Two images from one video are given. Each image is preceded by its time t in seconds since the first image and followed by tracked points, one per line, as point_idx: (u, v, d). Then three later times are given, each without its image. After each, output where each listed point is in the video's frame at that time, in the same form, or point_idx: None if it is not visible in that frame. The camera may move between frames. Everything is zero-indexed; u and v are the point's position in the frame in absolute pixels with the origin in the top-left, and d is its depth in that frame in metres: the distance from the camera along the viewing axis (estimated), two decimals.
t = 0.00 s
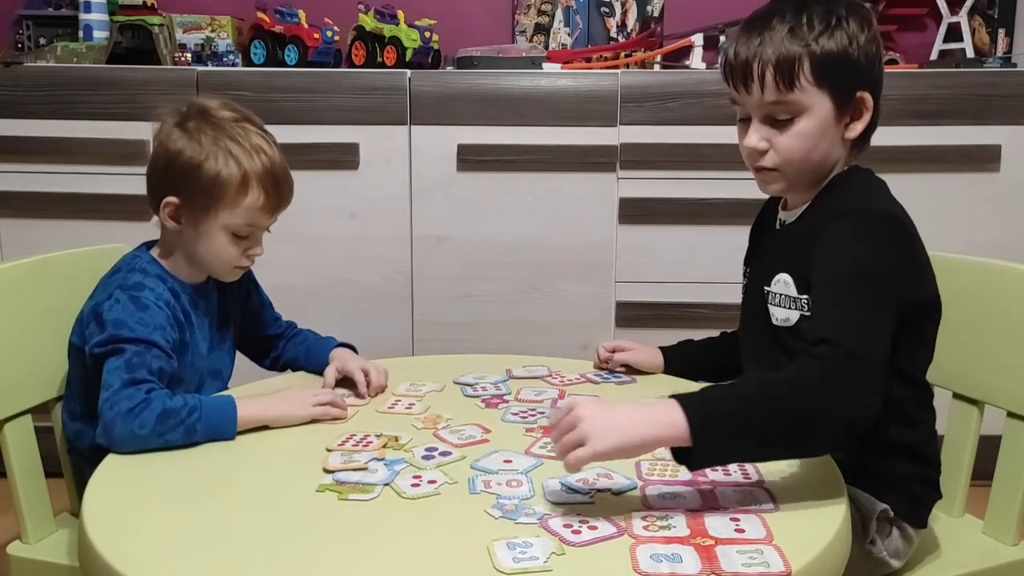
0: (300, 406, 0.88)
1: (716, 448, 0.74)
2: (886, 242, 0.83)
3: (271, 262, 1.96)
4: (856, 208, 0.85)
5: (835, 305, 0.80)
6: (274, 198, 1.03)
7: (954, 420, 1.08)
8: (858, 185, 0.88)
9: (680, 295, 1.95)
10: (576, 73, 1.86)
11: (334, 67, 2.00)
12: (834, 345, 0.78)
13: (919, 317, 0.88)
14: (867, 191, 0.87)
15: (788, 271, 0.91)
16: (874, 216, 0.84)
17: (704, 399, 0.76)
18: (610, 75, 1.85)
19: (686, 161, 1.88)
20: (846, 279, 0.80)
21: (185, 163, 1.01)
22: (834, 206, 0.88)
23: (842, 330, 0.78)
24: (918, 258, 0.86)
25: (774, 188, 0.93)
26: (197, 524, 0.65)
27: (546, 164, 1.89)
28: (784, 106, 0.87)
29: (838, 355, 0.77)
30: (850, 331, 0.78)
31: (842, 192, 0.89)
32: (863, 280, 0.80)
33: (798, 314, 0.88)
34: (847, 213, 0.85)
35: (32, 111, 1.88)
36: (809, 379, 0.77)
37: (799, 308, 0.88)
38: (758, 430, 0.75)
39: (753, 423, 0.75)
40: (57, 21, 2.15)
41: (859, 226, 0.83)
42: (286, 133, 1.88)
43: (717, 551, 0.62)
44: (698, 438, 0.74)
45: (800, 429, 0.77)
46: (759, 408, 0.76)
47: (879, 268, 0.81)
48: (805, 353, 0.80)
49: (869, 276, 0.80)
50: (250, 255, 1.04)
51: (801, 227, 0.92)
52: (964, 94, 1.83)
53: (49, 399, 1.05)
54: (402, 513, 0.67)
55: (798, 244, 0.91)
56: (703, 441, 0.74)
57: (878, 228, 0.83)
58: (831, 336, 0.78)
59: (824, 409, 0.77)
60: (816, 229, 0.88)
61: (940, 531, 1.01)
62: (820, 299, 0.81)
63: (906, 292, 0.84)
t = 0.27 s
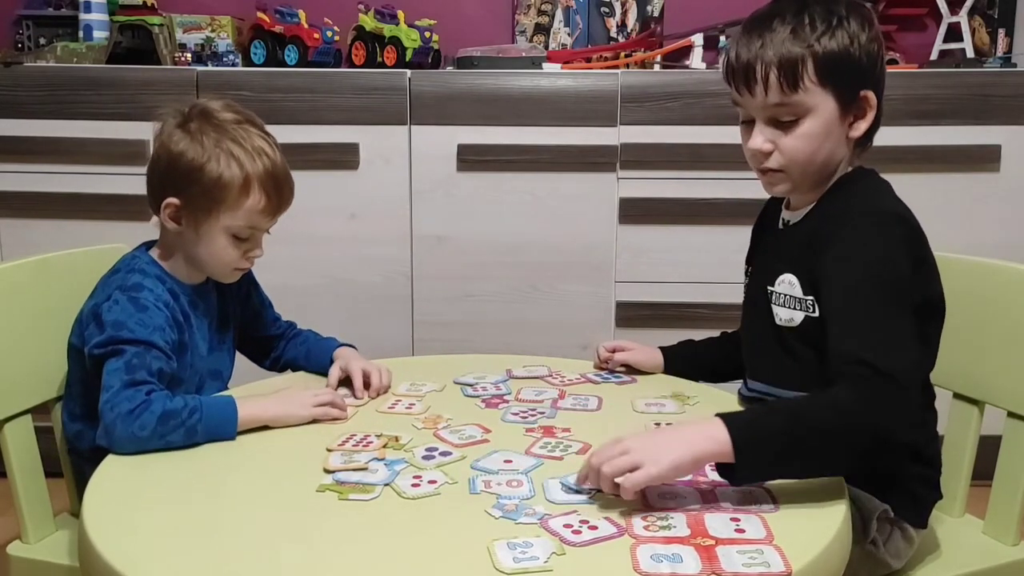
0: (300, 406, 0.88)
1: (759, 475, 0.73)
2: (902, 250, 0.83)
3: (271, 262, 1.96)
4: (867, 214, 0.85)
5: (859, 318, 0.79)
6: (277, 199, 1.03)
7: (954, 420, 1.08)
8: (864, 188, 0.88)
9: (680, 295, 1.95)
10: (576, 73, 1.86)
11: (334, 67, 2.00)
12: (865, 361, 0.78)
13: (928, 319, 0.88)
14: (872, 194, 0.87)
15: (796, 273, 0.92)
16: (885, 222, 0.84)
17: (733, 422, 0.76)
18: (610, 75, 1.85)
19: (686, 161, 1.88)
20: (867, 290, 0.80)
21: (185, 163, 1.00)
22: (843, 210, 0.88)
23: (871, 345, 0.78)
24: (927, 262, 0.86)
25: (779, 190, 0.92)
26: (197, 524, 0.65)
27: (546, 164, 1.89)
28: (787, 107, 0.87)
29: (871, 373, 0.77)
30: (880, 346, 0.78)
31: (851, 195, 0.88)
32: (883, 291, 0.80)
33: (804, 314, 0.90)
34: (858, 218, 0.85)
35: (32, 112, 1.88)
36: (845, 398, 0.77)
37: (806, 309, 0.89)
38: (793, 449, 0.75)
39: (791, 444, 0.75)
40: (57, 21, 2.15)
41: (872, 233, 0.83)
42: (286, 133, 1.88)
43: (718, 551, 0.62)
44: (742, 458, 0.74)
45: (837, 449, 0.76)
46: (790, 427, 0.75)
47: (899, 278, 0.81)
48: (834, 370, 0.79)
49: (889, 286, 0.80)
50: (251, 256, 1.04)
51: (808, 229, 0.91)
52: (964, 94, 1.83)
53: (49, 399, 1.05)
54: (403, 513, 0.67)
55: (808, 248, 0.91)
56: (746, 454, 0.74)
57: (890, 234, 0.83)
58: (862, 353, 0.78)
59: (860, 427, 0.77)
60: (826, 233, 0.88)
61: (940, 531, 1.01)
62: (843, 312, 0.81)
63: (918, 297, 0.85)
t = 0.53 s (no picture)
0: (300, 406, 0.88)
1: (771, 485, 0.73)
2: (909, 254, 0.82)
3: (271, 262, 1.96)
4: (871, 216, 0.85)
5: (867, 324, 0.79)
6: (279, 199, 1.03)
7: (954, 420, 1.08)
8: (868, 189, 0.88)
9: (680, 295, 1.95)
10: (576, 73, 1.86)
11: (334, 67, 2.00)
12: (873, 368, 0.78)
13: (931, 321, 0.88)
14: (875, 195, 0.87)
15: (799, 271, 0.91)
16: (890, 225, 0.84)
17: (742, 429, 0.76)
18: (610, 75, 1.85)
19: (686, 161, 1.88)
20: (874, 295, 0.80)
21: (187, 163, 1.00)
22: (847, 212, 0.87)
23: (880, 352, 0.78)
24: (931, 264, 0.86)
25: (784, 190, 0.92)
26: (197, 524, 0.65)
27: (546, 164, 1.89)
28: (791, 106, 0.87)
29: (881, 380, 0.77)
30: (888, 353, 0.78)
31: (854, 197, 0.88)
32: (891, 296, 0.80)
33: (806, 313, 0.90)
34: (862, 222, 0.85)
35: (32, 112, 1.88)
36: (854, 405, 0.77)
37: (809, 307, 0.89)
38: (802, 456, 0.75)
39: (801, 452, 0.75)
40: (57, 21, 2.15)
41: (878, 237, 0.83)
42: (286, 133, 1.88)
43: (718, 551, 0.62)
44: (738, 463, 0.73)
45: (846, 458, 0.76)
46: (798, 434, 0.76)
47: (906, 283, 0.81)
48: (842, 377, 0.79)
49: (896, 291, 0.80)
50: (251, 256, 1.04)
51: (813, 230, 0.91)
52: (963, 94, 1.83)
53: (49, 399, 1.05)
54: (402, 513, 0.67)
55: (812, 249, 0.90)
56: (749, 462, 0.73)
57: (895, 238, 0.83)
58: (870, 360, 0.78)
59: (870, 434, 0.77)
60: (831, 234, 0.88)
61: (940, 531, 1.01)
62: (850, 317, 0.81)
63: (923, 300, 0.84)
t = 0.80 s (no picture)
0: (301, 405, 0.88)
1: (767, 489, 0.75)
2: (912, 258, 0.82)
3: (271, 262, 1.96)
4: (874, 219, 0.85)
5: (870, 330, 0.79)
6: (280, 199, 1.03)
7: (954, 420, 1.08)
8: (870, 191, 0.88)
9: (680, 295, 1.95)
10: (576, 73, 1.86)
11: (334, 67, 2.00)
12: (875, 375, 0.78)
13: (932, 321, 0.88)
14: (878, 197, 0.87)
15: (800, 272, 0.91)
16: (893, 229, 0.84)
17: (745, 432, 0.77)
18: (610, 75, 1.85)
19: (686, 161, 1.88)
20: (877, 300, 0.80)
21: (186, 161, 1.00)
22: (849, 214, 0.87)
23: (883, 358, 0.78)
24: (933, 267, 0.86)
25: (784, 189, 0.92)
26: (197, 523, 0.65)
27: (546, 164, 1.89)
28: (790, 105, 0.87)
29: (883, 387, 0.78)
30: (891, 359, 0.78)
31: (856, 198, 0.88)
32: (894, 301, 0.80)
33: (807, 313, 0.90)
34: (864, 222, 0.85)
35: (32, 112, 1.88)
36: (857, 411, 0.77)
37: (810, 308, 0.89)
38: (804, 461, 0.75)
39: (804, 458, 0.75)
40: (57, 21, 2.15)
41: (881, 241, 0.83)
42: (286, 133, 1.88)
43: (718, 551, 0.62)
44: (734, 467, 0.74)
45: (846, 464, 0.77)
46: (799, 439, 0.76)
47: (909, 288, 0.81)
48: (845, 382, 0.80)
49: (899, 296, 0.80)
50: (252, 254, 1.04)
51: (815, 231, 0.91)
52: (963, 94, 1.83)
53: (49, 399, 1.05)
54: (403, 513, 0.67)
55: (813, 249, 0.90)
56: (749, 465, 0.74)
57: (898, 242, 0.83)
58: (873, 367, 0.78)
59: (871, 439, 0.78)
60: (832, 235, 0.88)
61: (940, 531, 1.01)
62: (852, 320, 0.81)
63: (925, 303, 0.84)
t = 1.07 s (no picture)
0: (301, 404, 0.88)
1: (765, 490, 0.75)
2: (914, 259, 0.82)
3: (271, 262, 1.96)
4: (874, 220, 0.85)
5: (871, 331, 0.79)
6: (276, 196, 1.03)
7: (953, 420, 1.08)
8: (870, 190, 0.88)
9: (680, 295, 1.95)
10: (576, 73, 1.86)
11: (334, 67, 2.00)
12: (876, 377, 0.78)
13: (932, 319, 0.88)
14: (878, 197, 0.87)
15: (801, 272, 0.91)
16: (893, 228, 0.83)
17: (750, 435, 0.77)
18: (610, 75, 1.85)
19: (686, 161, 1.88)
20: (878, 302, 0.80)
21: (183, 160, 1.00)
22: (850, 215, 0.87)
23: (885, 360, 0.78)
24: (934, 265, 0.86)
25: (786, 189, 0.92)
26: (197, 523, 0.65)
27: (546, 164, 1.89)
28: (790, 104, 0.87)
29: (886, 389, 0.78)
30: (892, 361, 0.78)
31: (856, 198, 0.88)
32: (895, 301, 0.80)
33: (809, 313, 0.90)
34: (866, 223, 0.85)
35: (32, 112, 1.88)
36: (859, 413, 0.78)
37: (811, 308, 0.89)
38: (807, 461, 0.75)
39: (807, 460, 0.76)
40: (57, 21, 2.15)
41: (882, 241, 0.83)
42: (286, 133, 1.88)
43: (718, 551, 0.62)
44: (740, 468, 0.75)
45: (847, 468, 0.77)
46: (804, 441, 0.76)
47: (911, 289, 0.80)
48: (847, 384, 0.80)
49: (900, 296, 0.80)
50: (250, 251, 1.04)
51: (816, 231, 0.91)
52: (963, 94, 1.83)
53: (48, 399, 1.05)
54: (403, 513, 0.67)
55: (813, 250, 0.90)
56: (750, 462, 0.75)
57: (899, 242, 0.83)
58: (874, 370, 0.78)
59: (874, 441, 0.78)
60: (834, 235, 0.88)
61: (940, 531, 1.01)
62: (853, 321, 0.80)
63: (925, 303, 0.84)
